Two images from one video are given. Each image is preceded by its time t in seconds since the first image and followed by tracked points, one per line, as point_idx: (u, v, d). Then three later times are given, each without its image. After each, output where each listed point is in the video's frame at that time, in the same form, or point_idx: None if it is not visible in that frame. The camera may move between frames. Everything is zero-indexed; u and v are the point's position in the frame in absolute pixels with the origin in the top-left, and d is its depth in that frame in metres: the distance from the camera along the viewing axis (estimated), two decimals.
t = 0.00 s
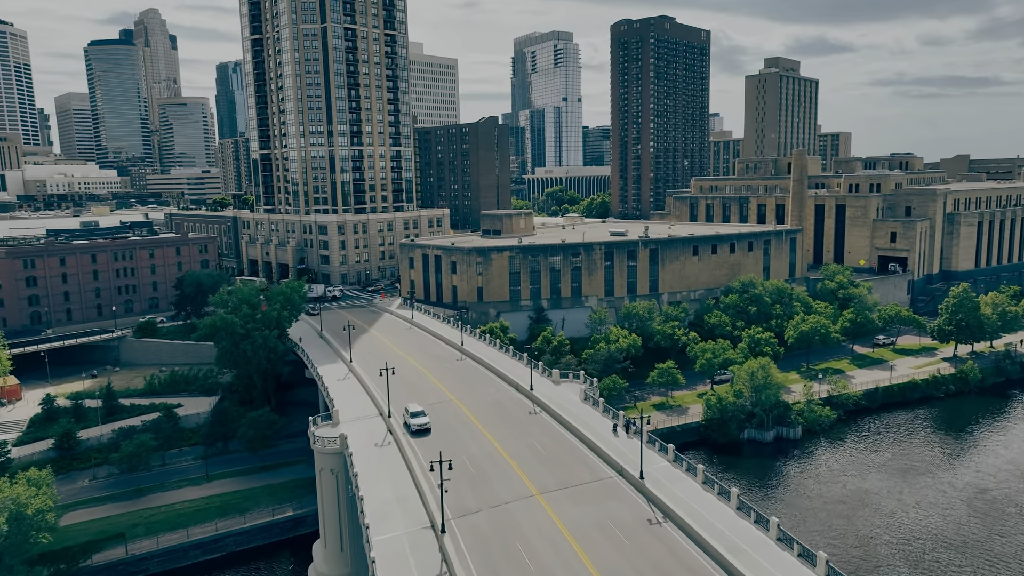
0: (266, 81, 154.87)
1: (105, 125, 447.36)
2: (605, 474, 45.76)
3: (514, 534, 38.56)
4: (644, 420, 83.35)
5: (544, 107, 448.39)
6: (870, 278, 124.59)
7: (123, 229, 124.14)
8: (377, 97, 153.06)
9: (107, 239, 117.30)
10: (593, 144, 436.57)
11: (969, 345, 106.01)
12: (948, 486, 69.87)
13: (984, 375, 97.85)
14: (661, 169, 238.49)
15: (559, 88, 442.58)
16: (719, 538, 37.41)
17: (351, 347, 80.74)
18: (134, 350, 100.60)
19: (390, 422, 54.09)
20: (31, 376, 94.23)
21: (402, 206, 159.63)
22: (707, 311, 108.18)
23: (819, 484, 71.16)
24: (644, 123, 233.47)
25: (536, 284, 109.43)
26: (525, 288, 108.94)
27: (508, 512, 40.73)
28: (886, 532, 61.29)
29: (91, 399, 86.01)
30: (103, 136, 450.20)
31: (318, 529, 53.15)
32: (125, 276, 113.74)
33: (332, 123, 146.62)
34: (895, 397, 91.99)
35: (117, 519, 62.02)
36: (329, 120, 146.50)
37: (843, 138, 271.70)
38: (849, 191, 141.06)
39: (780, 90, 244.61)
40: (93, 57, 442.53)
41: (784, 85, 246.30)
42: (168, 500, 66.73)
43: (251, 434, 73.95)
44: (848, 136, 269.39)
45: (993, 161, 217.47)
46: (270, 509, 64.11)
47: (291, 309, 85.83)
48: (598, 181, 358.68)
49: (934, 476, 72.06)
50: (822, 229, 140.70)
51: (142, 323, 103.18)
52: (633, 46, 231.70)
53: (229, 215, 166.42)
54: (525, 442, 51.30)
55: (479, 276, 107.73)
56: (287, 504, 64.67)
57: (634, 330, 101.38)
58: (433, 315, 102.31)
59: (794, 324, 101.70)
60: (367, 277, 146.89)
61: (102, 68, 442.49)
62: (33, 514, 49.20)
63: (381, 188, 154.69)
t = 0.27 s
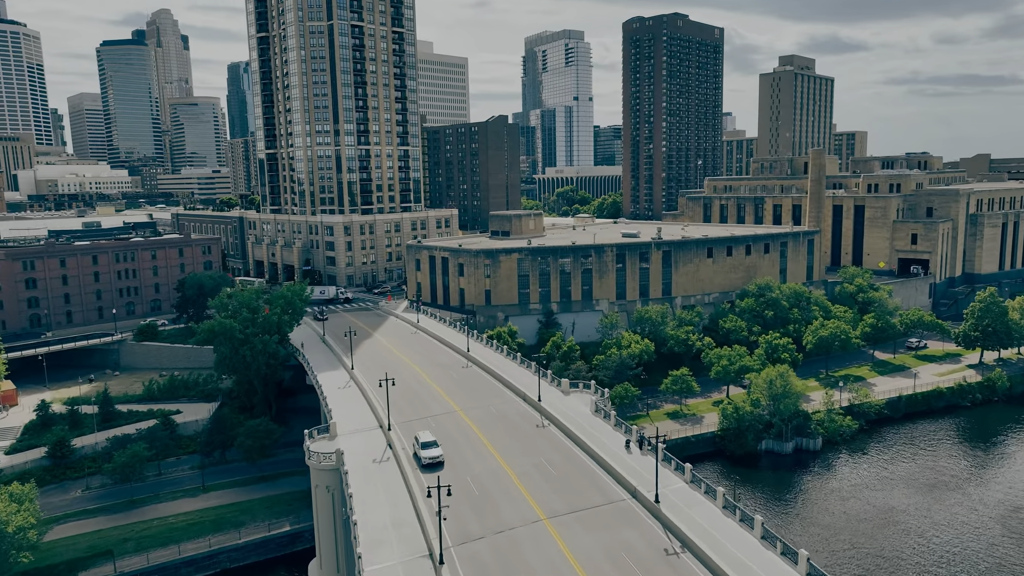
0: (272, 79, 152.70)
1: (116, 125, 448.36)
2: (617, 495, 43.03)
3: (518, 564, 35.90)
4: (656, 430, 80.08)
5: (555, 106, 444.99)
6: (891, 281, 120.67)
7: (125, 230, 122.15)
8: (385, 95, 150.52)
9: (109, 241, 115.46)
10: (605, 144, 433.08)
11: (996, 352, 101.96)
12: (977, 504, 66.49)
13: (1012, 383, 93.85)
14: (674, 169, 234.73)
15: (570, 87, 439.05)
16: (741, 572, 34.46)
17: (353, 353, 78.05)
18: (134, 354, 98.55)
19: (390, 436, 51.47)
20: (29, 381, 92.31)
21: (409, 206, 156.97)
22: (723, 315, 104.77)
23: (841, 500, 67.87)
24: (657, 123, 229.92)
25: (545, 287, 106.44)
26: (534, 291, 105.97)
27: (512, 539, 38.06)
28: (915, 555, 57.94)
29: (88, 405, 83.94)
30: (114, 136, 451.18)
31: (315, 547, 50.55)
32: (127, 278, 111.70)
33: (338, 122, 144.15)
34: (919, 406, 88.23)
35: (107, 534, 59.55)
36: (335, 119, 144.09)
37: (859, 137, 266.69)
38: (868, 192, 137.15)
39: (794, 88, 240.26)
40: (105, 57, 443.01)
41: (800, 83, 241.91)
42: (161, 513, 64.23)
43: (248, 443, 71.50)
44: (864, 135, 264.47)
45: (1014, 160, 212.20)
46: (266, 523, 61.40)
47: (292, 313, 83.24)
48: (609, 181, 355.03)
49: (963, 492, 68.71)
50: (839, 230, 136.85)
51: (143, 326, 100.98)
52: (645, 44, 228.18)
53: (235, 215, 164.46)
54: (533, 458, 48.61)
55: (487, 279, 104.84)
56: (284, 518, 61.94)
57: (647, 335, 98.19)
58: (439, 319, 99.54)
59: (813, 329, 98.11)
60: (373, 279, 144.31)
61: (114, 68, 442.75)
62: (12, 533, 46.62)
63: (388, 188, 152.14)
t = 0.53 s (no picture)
0: (282, 77, 150.63)
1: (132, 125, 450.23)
2: (633, 522, 40.21)
3: None
4: (673, 441, 76.71)
5: (570, 105, 441.35)
6: (917, 285, 116.40)
7: (133, 230, 120.50)
8: (396, 93, 148.02)
9: (116, 242, 114.05)
10: (621, 143, 429.11)
11: None
12: (1014, 524, 62.89)
13: None
14: (690, 168, 230.58)
15: (585, 86, 435.13)
16: None
17: (359, 359, 75.51)
18: (139, 357, 96.69)
19: (392, 451, 48.88)
20: (31, 384, 90.62)
21: (421, 207, 154.38)
22: (742, 320, 101.15)
23: (868, 518, 64.44)
24: (673, 121, 226.00)
25: (559, 290, 103.32)
26: (546, 294, 102.89)
27: (520, 571, 35.35)
28: None
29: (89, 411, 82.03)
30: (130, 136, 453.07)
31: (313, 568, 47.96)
32: (133, 279, 109.89)
33: (349, 120, 141.82)
34: (949, 416, 84.30)
35: (100, 549, 57.23)
36: (345, 118, 141.71)
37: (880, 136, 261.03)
38: (892, 192, 132.76)
39: (814, 86, 235.24)
40: (121, 57, 444.93)
41: (820, 81, 236.82)
42: (157, 526, 61.88)
43: (248, 453, 68.95)
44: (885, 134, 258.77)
45: None
46: (264, 538, 58.78)
47: (295, 318, 80.55)
48: (624, 180, 351.03)
49: (999, 512, 65.09)
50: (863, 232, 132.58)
51: (148, 328, 99.11)
52: (661, 41, 224.27)
53: (246, 215, 162.85)
54: (543, 478, 45.87)
55: (499, 281, 101.90)
56: (283, 533, 59.30)
57: (663, 340, 94.84)
58: (449, 323, 96.78)
59: (836, 335, 94.20)
60: (384, 280, 141.76)
61: (130, 68, 444.36)
62: None
63: (399, 188, 149.59)
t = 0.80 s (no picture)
0: (299, 75, 148.75)
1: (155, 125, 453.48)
2: (658, 552, 37.25)
3: None
4: (698, 454, 72.84)
5: (590, 104, 436.87)
6: (953, 289, 111.54)
7: (146, 230, 119.22)
8: (413, 91, 145.57)
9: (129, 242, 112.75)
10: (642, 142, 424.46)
11: None
12: None
13: None
14: (713, 168, 225.86)
15: (606, 85, 429.98)
16: None
17: (370, 367, 73.10)
18: (149, 360, 95.26)
19: (400, 468, 46.27)
20: (41, 387, 89.36)
21: (438, 207, 151.78)
22: (769, 326, 97.22)
23: (908, 540, 60.57)
24: (696, 120, 221.50)
25: (578, 293, 100.08)
26: (565, 298, 99.77)
27: None
28: None
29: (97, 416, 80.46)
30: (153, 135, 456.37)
31: None
32: (145, 280, 108.49)
33: (365, 119, 139.55)
34: (991, 429, 79.79)
35: (99, 564, 55.12)
36: (361, 116, 139.54)
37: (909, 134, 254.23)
38: (926, 192, 127.74)
39: (842, 83, 229.27)
40: (145, 58, 447.95)
41: (847, 78, 230.79)
42: (159, 538, 59.69)
43: (255, 463, 66.49)
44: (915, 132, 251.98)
45: None
46: (269, 554, 56.35)
47: (306, 323, 78.23)
48: (645, 180, 346.45)
49: None
50: (894, 234, 127.78)
51: (159, 331, 97.59)
52: (684, 37, 219.82)
53: (262, 215, 161.43)
54: (560, 500, 43.02)
55: (516, 284, 98.94)
56: (288, 549, 56.83)
57: (686, 346, 91.30)
58: (464, 327, 93.97)
59: (869, 342, 89.85)
60: (400, 282, 139.35)
61: (154, 68, 447.12)
62: None
63: (415, 188, 147.13)
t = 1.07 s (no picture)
0: (321, 74, 147.12)
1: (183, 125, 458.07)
2: None
3: None
4: (731, 469, 68.90)
5: (617, 103, 431.88)
6: (999, 295, 106.15)
7: (168, 230, 118.21)
8: (436, 90, 143.14)
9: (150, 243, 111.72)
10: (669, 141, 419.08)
11: None
12: None
13: None
14: (743, 167, 220.43)
15: (633, 83, 424.37)
16: None
17: (387, 375, 70.53)
18: (168, 364, 93.98)
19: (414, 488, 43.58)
20: (58, 390, 88.37)
21: (461, 208, 149.20)
22: (805, 333, 92.96)
23: (961, 569, 56.38)
24: (725, 118, 216.43)
25: (605, 298, 96.70)
26: (591, 302, 96.43)
27: None
28: None
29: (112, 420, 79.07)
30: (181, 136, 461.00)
31: None
32: (165, 282, 107.37)
33: (387, 119, 137.41)
34: None
35: None
36: (384, 116, 137.44)
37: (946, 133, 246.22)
38: (970, 192, 122.10)
39: (877, 80, 222.36)
40: (174, 59, 452.30)
41: (882, 75, 223.83)
42: (169, 552, 57.62)
43: (269, 474, 64.26)
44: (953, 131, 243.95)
45: None
46: (280, 572, 53.98)
47: (323, 328, 75.96)
48: (672, 180, 341.10)
49: None
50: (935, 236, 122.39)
51: (177, 333, 96.27)
52: (713, 34, 214.82)
53: (284, 215, 160.22)
54: (585, 527, 39.95)
55: (540, 288, 95.92)
56: (300, 566, 54.43)
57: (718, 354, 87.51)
58: (486, 333, 91.11)
59: (912, 351, 85.21)
60: (422, 284, 136.92)
61: (183, 69, 451.36)
62: None
63: (438, 188, 144.69)
